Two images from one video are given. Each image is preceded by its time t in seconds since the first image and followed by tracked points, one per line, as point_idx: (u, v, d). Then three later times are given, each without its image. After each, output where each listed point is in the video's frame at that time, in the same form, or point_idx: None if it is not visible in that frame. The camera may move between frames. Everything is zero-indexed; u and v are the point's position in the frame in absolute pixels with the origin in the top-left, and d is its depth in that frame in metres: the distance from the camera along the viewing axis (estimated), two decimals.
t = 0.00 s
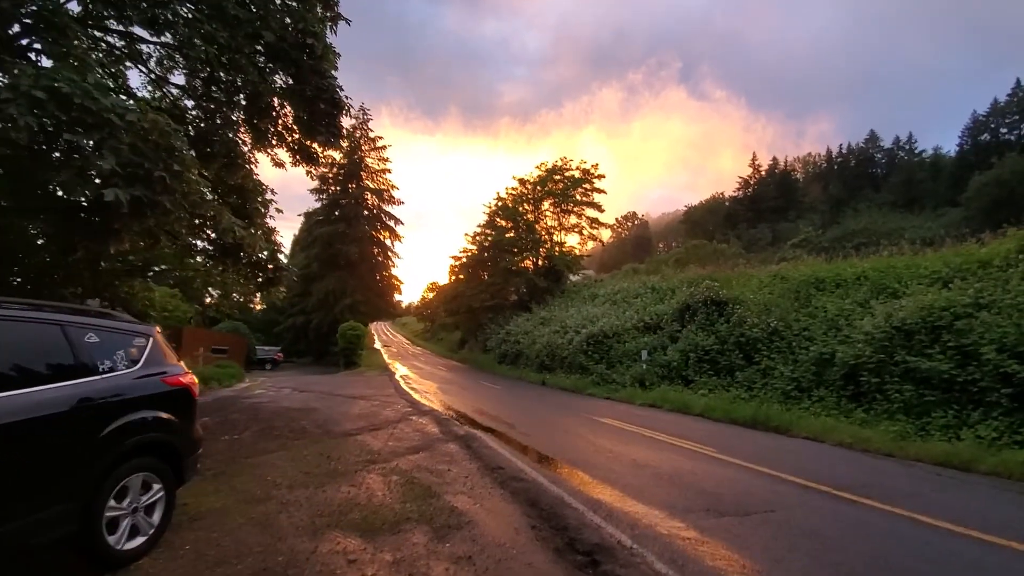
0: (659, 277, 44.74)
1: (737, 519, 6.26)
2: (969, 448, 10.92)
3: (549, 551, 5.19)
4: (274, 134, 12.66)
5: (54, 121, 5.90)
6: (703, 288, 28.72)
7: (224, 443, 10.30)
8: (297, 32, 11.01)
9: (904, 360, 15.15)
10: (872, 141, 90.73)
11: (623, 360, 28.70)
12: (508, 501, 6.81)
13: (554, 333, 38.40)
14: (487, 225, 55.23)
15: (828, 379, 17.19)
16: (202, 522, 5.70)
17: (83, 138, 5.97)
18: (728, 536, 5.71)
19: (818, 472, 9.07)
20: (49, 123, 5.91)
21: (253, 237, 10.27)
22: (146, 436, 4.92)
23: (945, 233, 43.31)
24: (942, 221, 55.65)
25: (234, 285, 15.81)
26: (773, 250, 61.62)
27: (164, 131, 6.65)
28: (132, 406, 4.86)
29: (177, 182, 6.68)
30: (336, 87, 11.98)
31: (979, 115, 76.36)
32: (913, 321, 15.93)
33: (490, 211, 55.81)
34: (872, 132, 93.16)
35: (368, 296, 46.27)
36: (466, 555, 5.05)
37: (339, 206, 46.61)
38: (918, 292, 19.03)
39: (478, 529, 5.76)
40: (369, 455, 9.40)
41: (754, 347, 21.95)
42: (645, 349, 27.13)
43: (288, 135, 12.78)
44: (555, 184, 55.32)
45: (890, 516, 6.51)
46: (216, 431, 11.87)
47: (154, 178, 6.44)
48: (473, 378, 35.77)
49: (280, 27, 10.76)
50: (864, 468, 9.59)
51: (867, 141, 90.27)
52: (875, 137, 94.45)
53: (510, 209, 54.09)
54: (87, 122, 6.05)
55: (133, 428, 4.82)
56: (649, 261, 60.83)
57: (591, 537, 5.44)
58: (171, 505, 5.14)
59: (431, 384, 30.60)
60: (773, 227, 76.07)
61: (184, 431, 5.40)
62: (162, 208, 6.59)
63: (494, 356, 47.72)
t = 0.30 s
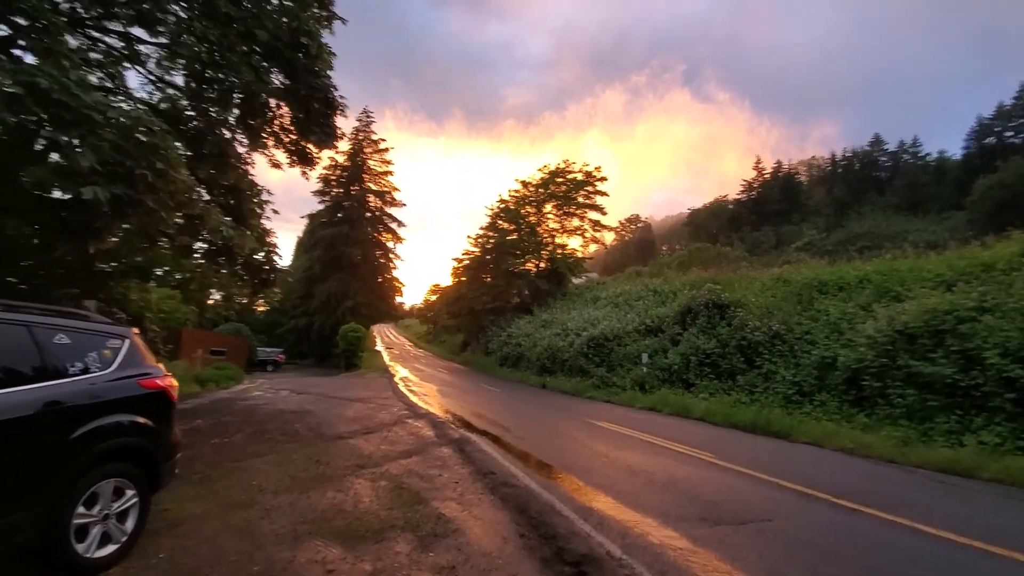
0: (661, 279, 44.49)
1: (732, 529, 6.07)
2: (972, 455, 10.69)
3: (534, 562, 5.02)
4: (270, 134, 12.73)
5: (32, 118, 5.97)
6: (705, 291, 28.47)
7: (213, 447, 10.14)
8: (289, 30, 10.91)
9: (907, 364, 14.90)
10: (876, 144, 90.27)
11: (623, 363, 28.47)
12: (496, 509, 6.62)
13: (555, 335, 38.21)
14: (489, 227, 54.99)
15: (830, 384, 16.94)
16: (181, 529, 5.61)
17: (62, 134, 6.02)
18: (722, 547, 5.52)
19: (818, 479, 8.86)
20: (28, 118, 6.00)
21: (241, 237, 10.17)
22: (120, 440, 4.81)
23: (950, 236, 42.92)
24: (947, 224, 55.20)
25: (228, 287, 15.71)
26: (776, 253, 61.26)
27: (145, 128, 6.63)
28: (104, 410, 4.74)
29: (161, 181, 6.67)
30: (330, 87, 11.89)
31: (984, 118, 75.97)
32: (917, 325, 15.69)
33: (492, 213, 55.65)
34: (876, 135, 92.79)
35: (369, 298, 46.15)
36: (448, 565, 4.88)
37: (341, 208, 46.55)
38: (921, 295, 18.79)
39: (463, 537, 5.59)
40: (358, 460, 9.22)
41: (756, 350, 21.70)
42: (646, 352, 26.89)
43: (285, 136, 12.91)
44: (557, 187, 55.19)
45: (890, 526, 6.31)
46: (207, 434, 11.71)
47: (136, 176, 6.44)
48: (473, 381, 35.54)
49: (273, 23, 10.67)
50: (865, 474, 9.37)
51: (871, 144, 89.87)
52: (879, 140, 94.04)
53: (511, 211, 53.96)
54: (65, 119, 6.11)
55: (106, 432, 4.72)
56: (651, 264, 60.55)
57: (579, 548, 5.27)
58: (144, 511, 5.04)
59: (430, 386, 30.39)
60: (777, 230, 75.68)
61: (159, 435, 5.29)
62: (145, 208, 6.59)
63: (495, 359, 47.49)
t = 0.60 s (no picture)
0: (664, 282, 44.26)
1: (726, 536, 5.94)
2: (976, 461, 10.50)
3: (521, 570, 4.90)
4: (267, 134, 12.79)
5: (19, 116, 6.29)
6: (707, 293, 28.27)
7: (207, 448, 10.06)
8: (285, 31, 10.88)
9: (910, 368, 14.71)
10: (881, 148, 89.85)
11: (625, 366, 28.29)
12: (487, 514, 6.50)
13: (556, 337, 38.05)
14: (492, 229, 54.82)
15: (833, 388, 16.76)
16: (166, 533, 5.55)
17: (50, 133, 6.32)
18: (718, 557, 5.36)
19: (816, 484, 8.73)
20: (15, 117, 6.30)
21: (233, 237, 10.14)
22: (98, 443, 4.83)
23: (957, 239, 42.55)
24: (954, 227, 54.74)
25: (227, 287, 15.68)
26: (781, 256, 60.90)
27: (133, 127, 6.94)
28: (83, 414, 4.78)
29: (150, 179, 7.00)
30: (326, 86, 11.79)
31: (991, 120, 75.47)
32: (921, 329, 15.51)
33: (495, 215, 55.53)
34: (882, 138, 92.34)
35: (372, 299, 46.10)
36: (433, 572, 4.76)
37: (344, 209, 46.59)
38: (926, 299, 18.59)
39: (450, 543, 5.48)
40: (351, 462, 9.12)
41: (758, 353, 21.51)
42: (648, 355, 26.73)
43: (283, 136, 12.95)
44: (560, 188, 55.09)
45: (890, 534, 6.16)
46: (202, 435, 11.64)
47: (124, 174, 6.76)
48: (474, 382, 35.41)
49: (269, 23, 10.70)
50: (865, 480, 9.21)
51: (876, 147, 89.45)
52: (885, 142, 93.56)
53: (514, 213, 53.87)
54: (52, 116, 6.40)
55: (84, 436, 4.74)
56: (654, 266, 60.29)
57: (568, 555, 5.16)
58: (124, 515, 5.04)
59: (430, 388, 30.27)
60: (782, 232, 75.27)
61: (141, 439, 5.30)
62: (132, 207, 6.86)
63: (497, 361, 47.33)
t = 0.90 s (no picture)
0: (660, 283, 44.25)
1: (715, 541, 5.87)
2: (970, 466, 10.46)
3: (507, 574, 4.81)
4: (259, 131, 12.71)
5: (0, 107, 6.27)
6: (702, 295, 28.24)
7: (193, 447, 9.92)
8: (276, 26, 10.71)
9: (904, 372, 14.70)
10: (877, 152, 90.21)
11: (619, 367, 28.22)
12: (474, 517, 6.41)
13: (552, 338, 37.96)
14: (488, 229, 54.66)
15: (826, 391, 16.74)
16: (145, 534, 5.43)
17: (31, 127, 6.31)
18: (707, 563, 5.27)
19: (808, 488, 8.67)
20: None
21: (220, 233, 10.04)
22: (74, 442, 4.72)
23: (952, 243, 42.70)
24: (949, 231, 54.93)
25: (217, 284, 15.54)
26: (777, 258, 61.00)
27: (117, 120, 6.88)
28: (57, 413, 4.67)
29: (132, 173, 7.00)
30: (317, 83, 11.82)
31: (987, 125, 75.83)
32: (915, 332, 15.49)
33: (491, 214, 55.39)
34: (878, 142, 92.71)
35: (367, 298, 45.90)
36: None
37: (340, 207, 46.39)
38: (920, 302, 18.59)
39: (435, 546, 5.39)
40: (339, 462, 9.00)
41: (752, 355, 21.48)
42: (643, 356, 26.68)
43: (274, 133, 12.93)
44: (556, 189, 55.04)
45: (881, 540, 6.10)
46: (190, 434, 11.48)
47: (105, 168, 6.72)
48: (469, 382, 35.29)
49: (262, 18, 10.51)
50: (856, 484, 9.18)
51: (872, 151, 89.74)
52: (881, 146, 93.93)
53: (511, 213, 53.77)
54: (34, 109, 6.39)
55: (59, 436, 4.64)
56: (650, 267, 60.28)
57: (555, 560, 5.06)
58: (100, 516, 4.93)
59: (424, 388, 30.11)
60: (778, 235, 75.41)
61: (119, 439, 5.18)
62: (114, 200, 6.93)
63: (492, 361, 47.20)
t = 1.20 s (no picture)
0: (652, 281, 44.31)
1: (706, 541, 5.80)
2: (960, 463, 10.49)
3: None
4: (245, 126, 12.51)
5: None
6: (694, 292, 28.26)
7: (177, 448, 9.74)
8: (263, 19, 10.48)
9: (893, 369, 14.75)
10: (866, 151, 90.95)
11: (611, 365, 28.20)
12: (462, 518, 6.31)
13: (544, 336, 37.91)
14: (480, 227, 54.44)
15: (817, 388, 16.78)
16: (123, 538, 5.28)
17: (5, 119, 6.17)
18: (698, 563, 5.19)
19: (799, 486, 8.64)
20: None
21: (202, 230, 9.83)
22: (45, 443, 4.57)
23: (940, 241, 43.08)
24: (937, 229, 55.42)
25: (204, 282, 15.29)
26: (768, 256, 61.32)
27: (95, 113, 6.70)
28: (28, 413, 4.52)
29: (110, 168, 6.84)
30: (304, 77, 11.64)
31: (975, 125, 76.51)
32: (904, 329, 15.53)
33: (483, 212, 55.18)
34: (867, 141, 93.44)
35: (359, 296, 45.60)
36: None
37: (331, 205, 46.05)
38: (910, 300, 18.67)
39: (422, 548, 5.27)
40: (327, 462, 8.87)
41: (743, 353, 21.50)
42: (634, 354, 26.65)
43: (261, 128, 12.72)
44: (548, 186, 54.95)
45: (872, 539, 6.06)
46: (175, 434, 11.28)
47: (81, 162, 6.60)
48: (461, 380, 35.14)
49: (248, 12, 10.25)
50: (846, 482, 9.19)
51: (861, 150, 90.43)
52: (870, 145, 94.67)
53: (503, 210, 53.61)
54: (9, 101, 6.22)
55: (31, 436, 4.50)
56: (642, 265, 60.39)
57: (543, 562, 4.97)
58: (76, 520, 4.77)
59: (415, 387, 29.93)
60: (769, 233, 75.80)
61: (94, 441, 5.02)
62: (91, 195, 6.80)
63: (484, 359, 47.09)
